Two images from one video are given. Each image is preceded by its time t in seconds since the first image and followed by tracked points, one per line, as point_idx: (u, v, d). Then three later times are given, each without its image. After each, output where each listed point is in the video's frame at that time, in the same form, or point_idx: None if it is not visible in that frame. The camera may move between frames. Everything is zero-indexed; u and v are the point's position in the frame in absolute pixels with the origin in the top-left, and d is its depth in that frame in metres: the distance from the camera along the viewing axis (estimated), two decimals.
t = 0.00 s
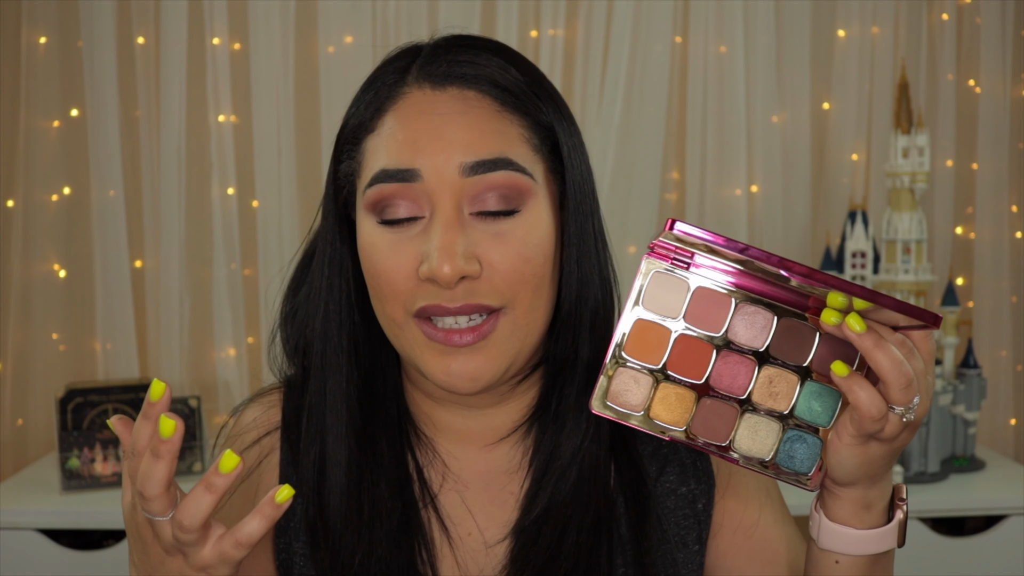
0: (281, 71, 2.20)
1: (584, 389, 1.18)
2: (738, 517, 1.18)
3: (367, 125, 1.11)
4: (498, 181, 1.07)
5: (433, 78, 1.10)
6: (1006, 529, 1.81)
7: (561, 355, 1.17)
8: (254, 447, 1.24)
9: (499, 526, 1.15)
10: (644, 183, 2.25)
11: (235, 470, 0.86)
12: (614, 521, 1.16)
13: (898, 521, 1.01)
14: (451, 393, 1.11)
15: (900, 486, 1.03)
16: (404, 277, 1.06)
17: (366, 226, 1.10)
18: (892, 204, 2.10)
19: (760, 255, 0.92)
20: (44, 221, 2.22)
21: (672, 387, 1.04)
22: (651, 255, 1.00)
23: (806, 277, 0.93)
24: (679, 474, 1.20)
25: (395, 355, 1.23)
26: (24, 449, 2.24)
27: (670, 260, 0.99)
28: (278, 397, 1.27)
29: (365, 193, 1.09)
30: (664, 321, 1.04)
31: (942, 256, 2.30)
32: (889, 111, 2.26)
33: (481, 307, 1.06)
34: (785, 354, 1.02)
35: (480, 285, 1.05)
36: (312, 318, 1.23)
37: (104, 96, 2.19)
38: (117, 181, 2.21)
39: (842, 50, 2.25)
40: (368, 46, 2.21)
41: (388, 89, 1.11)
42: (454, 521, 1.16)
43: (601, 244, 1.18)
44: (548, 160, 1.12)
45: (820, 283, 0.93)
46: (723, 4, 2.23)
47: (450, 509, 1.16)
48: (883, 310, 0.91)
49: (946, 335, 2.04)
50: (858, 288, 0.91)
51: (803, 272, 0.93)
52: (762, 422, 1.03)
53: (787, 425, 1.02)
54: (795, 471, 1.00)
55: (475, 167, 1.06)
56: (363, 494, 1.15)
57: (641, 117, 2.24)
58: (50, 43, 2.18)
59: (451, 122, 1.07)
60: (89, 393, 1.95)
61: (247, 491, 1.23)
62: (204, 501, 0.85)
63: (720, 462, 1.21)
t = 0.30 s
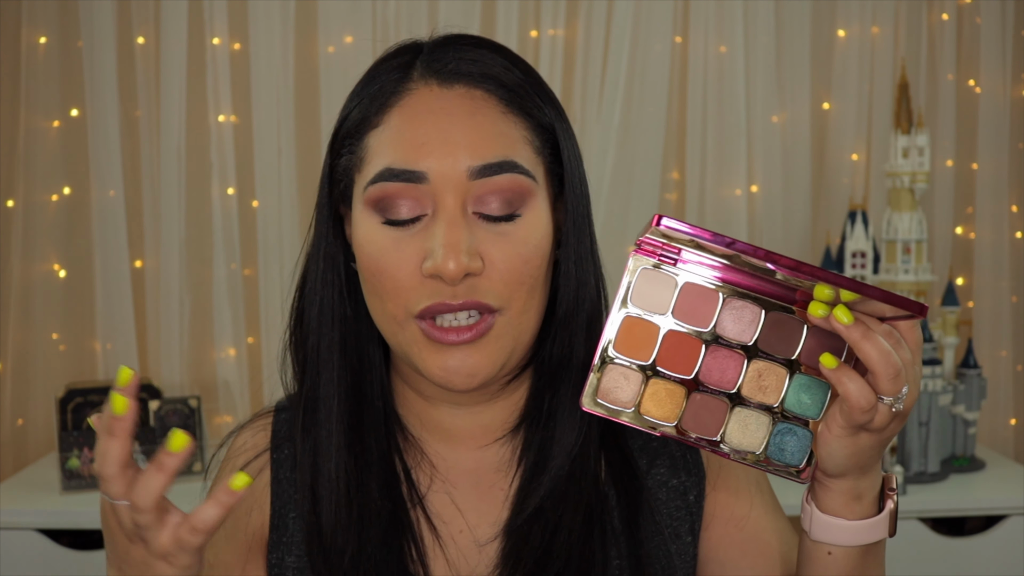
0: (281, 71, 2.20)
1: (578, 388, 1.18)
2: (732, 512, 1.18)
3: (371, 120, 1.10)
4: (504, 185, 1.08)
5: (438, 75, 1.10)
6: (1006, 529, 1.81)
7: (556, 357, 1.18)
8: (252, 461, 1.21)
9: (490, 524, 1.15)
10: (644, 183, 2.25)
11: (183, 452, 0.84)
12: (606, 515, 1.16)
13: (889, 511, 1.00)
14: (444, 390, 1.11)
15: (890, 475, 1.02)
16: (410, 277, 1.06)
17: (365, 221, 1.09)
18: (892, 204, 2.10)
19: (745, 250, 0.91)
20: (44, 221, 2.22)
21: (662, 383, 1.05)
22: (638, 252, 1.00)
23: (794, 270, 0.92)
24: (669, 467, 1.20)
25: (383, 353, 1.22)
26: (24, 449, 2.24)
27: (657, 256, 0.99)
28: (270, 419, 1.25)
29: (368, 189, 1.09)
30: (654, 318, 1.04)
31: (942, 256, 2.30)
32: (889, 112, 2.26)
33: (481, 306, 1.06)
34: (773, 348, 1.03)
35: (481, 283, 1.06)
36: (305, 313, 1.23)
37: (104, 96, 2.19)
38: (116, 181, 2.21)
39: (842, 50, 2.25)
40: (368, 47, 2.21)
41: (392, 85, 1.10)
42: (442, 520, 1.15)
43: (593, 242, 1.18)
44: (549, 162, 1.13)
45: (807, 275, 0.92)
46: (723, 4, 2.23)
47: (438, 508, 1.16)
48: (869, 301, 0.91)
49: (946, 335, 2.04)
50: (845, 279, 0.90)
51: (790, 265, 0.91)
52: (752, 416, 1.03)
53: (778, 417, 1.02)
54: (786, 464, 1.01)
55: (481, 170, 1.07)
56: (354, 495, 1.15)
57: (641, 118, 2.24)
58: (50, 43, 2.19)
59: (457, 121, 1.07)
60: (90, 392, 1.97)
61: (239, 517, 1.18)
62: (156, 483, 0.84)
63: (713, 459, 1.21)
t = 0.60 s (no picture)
0: (281, 71, 2.20)
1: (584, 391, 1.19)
2: (732, 514, 1.18)
3: (377, 131, 1.09)
4: (515, 200, 1.07)
5: (445, 84, 1.09)
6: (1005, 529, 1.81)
7: (563, 359, 1.19)
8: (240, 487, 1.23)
9: (491, 522, 1.15)
10: (644, 183, 2.25)
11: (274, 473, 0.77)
12: (608, 513, 1.17)
13: (888, 523, 1.00)
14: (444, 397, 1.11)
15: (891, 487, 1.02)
16: (423, 292, 1.07)
17: (371, 235, 1.09)
18: (892, 204, 2.10)
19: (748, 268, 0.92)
20: (44, 221, 2.22)
21: (663, 394, 1.04)
22: (639, 262, 0.99)
23: (795, 288, 0.92)
24: (671, 467, 1.21)
25: (384, 356, 1.22)
26: (25, 449, 2.24)
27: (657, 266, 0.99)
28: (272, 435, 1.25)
29: (375, 204, 1.08)
30: (655, 329, 1.03)
31: (942, 256, 2.30)
32: (889, 112, 2.26)
33: (490, 325, 1.07)
34: (774, 361, 1.03)
35: (493, 300, 1.06)
36: (305, 316, 1.23)
37: (105, 96, 2.19)
38: (117, 181, 2.21)
39: (842, 50, 2.25)
40: (368, 47, 2.21)
41: (398, 95, 1.09)
42: (442, 519, 1.15)
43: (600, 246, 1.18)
44: (557, 169, 1.13)
45: (809, 294, 0.92)
46: (723, 4, 2.23)
47: (438, 508, 1.16)
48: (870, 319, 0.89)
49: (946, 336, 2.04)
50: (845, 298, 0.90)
51: (791, 283, 0.92)
52: (753, 428, 1.03)
53: (779, 429, 1.02)
54: (787, 476, 1.01)
55: (493, 186, 1.06)
56: (353, 497, 1.16)
57: (641, 117, 2.24)
58: (50, 43, 2.19)
59: (465, 133, 1.06)
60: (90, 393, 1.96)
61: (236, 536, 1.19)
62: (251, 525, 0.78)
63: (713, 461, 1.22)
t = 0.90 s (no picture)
0: (282, 72, 2.20)
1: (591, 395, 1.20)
2: (739, 526, 1.15)
3: (390, 120, 1.10)
4: (523, 188, 1.08)
5: (461, 76, 1.10)
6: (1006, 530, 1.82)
7: (570, 362, 1.20)
8: (247, 462, 1.19)
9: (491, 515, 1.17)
10: (644, 182, 2.25)
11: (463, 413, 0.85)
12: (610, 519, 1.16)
13: (902, 543, 1.00)
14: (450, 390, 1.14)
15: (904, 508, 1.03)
16: (428, 282, 1.07)
17: (379, 223, 1.09)
18: (892, 204, 2.10)
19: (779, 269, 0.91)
20: (44, 221, 2.22)
21: (676, 396, 1.04)
22: (658, 259, 0.99)
23: (824, 291, 0.93)
24: (678, 480, 1.20)
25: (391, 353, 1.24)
26: (25, 449, 2.24)
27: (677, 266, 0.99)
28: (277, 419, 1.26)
29: (384, 190, 1.09)
30: (669, 327, 1.03)
31: (942, 256, 2.30)
32: (889, 112, 2.26)
33: (496, 312, 1.07)
34: (789, 362, 1.02)
35: (498, 289, 1.06)
36: (317, 309, 1.25)
37: (105, 96, 2.19)
38: (117, 181, 2.21)
39: (842, 50, 2.25)
40: (369, 47, 2.21)
41: (412, 84, 1.10)
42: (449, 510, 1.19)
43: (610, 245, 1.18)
44: (568, 167, 1.13)
45: (836, 297, 0.93)
46: (723, 4, 2.23)
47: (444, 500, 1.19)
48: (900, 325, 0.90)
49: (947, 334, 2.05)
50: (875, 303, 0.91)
51: (822, 285, 0.93)
52: (766, 432, 1.03)
53: (792, 434, 1.02)
54: (801, 482, 1.01)
55: (502, 171, 1.07)
56: (358, 486, 1.16)
57: (641, 117, 2.24)
58: (50, 43, 2.19)
59: (479, 124, 1.07)
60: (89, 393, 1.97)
61: (240, 513, 1.14)
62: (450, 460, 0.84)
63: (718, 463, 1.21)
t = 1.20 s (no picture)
0: (281, 72, 2.20)
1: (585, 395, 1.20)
2: (736, 531, 1.16)
3: (381, 121, 1.11)
4: (514, 188, 1.08)
5: (450, 76, 1.10)
6: (1006, 530, 1.82)
7: (563, 361, 1.19)
8: (248, 463, 1.20)
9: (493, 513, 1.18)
10: (644, 182, 2.25)
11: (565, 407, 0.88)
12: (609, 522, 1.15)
13: (892, 552, 1.01)
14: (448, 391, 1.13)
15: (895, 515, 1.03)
16: (421, 283, 1.07)
17: (372, 224, 1.10)
18: (892, 204, 2.10)
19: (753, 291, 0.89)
20: (44, 221, 2.22)
21: (659, 412, 0.99)
22: (635, 275, 0.94)
23: (803, 312, 0.90)
24: (678, 481, 1.19)
25: (390, 352, 1.23)
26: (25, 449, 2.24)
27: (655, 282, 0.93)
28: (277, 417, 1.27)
29: (377, 190, 1.09)
30: (650, 344, 0.97)
31: (942, 256, 2.30)
32: (890, 111, 2.26)
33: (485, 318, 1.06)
34: (774, 376, 0.97)
35: (489, 293, 1.06)
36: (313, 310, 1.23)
37: (105, 96, 2.19)
38: (117, 181, 2.21)
39: (842, 50, 2.25)
40: (368, 47, 2.21)
41: (403, 86, 1.10)
42: (453, 511, 1.18)
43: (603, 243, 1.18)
44: (560, 165, 1.13)
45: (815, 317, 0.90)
46: (723, 3, 2.23)
47: (448, 501, 1.18)
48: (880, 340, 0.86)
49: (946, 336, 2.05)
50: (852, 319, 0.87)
51: (799, 307, 0.90)
52: (752, 444, 0.99)
53: (780, 446, 0.98)
54: (790, 493, 0.98)
55: (491, 173, 1.07)
56: (360, 488, 1.16)
57: (641, 117, 2.24)
58: (50, 43, 2.19)
59: (468, 125, 1.08)
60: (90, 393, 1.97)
61: (240, 514, 1.15)
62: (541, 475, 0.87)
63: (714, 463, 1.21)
